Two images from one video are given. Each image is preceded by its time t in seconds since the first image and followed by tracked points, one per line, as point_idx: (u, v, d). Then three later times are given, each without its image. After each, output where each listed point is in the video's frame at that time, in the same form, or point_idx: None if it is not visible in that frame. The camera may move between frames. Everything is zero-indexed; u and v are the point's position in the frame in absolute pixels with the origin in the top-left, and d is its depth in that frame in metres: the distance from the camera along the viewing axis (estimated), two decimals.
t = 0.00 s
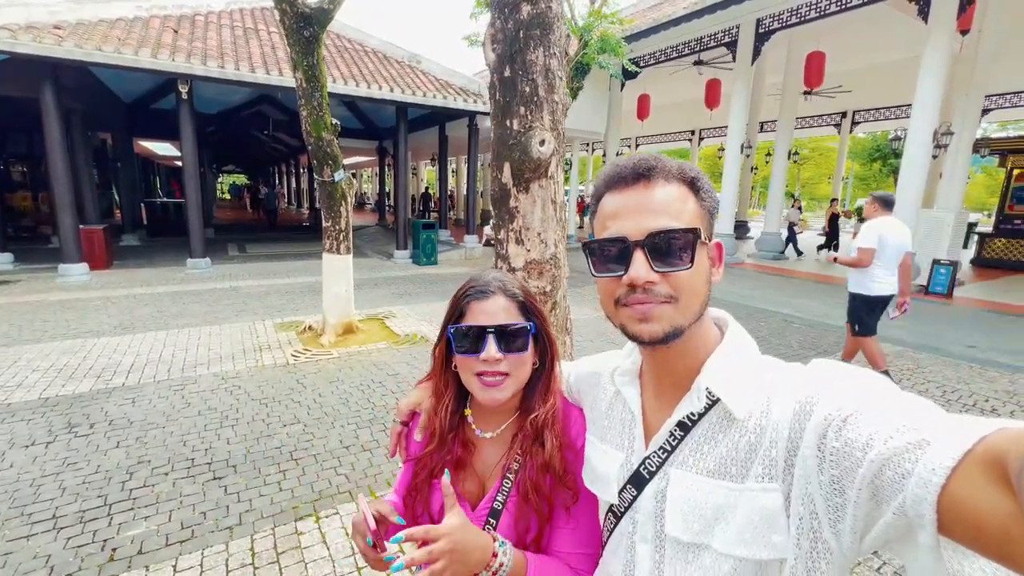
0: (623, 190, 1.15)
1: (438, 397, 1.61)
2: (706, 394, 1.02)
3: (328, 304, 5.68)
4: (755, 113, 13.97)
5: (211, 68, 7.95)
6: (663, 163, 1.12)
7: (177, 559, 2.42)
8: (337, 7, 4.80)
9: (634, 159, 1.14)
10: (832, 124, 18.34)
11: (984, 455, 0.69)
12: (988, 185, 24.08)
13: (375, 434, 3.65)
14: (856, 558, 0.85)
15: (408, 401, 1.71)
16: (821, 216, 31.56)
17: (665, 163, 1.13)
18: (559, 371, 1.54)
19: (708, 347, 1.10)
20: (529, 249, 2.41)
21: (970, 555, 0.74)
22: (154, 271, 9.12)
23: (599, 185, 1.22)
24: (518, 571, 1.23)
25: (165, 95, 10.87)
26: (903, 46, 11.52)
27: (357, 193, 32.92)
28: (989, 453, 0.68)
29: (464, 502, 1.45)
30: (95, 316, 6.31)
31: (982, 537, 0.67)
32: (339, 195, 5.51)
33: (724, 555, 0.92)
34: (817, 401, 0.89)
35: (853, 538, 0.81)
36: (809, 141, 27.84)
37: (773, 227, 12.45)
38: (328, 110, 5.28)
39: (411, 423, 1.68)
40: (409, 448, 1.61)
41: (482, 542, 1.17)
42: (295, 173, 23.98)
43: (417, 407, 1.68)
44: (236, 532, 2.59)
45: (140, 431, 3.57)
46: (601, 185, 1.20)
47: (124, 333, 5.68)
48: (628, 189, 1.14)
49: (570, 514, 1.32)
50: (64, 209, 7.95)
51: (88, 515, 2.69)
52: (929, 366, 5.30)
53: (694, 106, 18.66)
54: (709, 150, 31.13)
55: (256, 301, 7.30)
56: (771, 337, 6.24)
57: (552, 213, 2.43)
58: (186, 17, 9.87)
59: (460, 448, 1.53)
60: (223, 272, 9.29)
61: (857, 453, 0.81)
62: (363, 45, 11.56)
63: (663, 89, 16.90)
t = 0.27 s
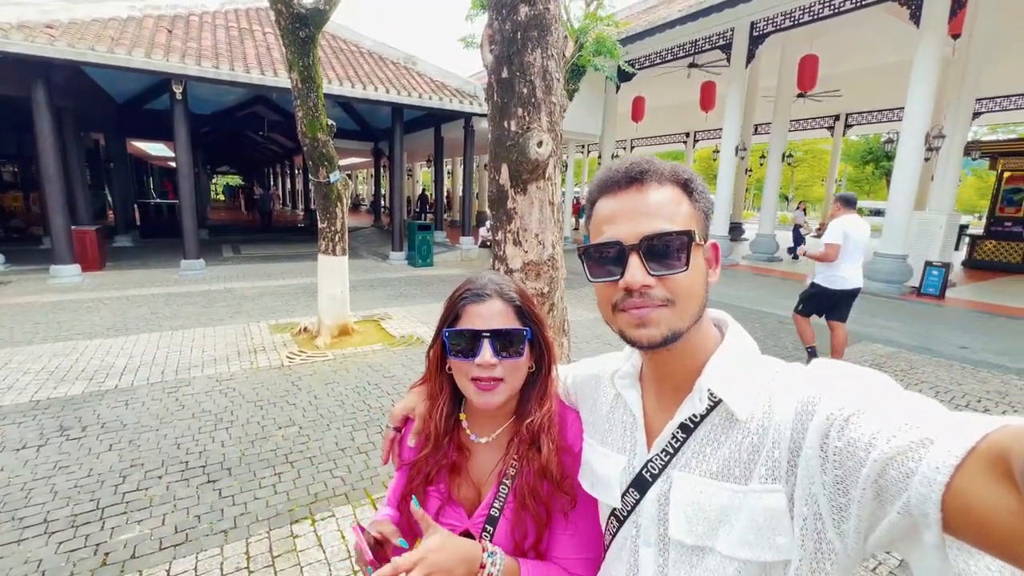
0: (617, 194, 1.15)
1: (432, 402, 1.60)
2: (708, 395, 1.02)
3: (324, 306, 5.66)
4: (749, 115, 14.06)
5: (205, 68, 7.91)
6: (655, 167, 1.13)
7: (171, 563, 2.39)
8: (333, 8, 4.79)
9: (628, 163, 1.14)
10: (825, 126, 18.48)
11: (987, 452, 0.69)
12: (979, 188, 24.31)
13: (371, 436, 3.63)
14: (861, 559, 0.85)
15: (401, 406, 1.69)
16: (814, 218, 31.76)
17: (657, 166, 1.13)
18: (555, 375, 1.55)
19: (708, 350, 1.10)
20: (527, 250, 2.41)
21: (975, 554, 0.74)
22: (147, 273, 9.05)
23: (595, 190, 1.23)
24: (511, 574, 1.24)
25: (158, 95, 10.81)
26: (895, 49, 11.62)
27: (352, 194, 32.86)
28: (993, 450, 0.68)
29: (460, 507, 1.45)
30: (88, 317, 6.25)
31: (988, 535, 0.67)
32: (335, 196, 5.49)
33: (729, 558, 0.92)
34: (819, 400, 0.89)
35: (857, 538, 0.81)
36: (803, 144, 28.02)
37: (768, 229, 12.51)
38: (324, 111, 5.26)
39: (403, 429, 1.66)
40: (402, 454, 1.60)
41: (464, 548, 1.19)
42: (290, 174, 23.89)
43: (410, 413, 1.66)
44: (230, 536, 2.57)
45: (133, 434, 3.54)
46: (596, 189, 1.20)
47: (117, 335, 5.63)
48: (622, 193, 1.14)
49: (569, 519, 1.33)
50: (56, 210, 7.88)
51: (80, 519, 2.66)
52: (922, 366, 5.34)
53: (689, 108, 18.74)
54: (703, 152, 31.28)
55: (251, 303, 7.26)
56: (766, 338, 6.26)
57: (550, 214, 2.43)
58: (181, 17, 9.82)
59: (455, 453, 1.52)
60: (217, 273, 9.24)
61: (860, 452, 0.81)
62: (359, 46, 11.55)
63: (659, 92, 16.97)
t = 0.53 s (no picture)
0: (609, 198, 1.16)
1: (420, 405, 1.60)
2: (701, 399, 1.02)
3: (318, 308, 5.63)
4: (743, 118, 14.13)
5: (199, 69, 7.86)
6: (647, 171, 1.14)
7: (161, 569, 2.37)
8: (327, 9, 4.77)
9: (620, 167, 1.15)
10: (818, 129, 18.60)
11: (976, 454, 0.69)
12: (970, 190, 24.54)
13: (365, 439, 3.62)
14: (854, 562, 0.85)
15: (391, 410, 1.69)
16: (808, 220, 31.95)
17: (648, 171, 1.14)
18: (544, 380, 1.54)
19: (700, 353, 1.10)
20: (521, 253, 2.41)
21: (967, 555, 0.74)
22: (140, 275, 8.99)
23: (588, 194, 1.23)
24: None
25: (151, 96, 10.74)
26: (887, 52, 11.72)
27: (347, 196, 32.76)
28: (983, 451, 0.68)
29: (447, 512, 1.44)
30: (79, 320, 6.20)
31: (978, 536, 0.67)
32: (329, 198, 5.47)
33: (723, 562, 0.92)
34: (812, 402, 0.89)
35: (850, 541, 0.81)
36: (796, 147, 28.22)
37: (761, 231, 12.57)
38: (318, 112, 5.24)
39: (392, 432, 1.66)
40: (391, 458, 1.60)
41: (445, 554, 1.21)
42: (285, 176, 23.80)
43: (400, 416, 1.66)
44: (223, 540, 2.55)
45: (124, 437, 3.51)
46: (590, 193, 1.21)
47: (108, 337, 5.58)
48: (613, 197, 1.15)
49: (554, 526, 1.32)
50: (47, 212, 7.81)
51: (69, 524, 2.63)
52: (914, 367, 5.37)
53: (684, 110, 18.80)
54: (698, 154, 31.42)
55: (244, 305, 7.22)
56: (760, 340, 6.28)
57: (544, 217, 2.43)
58: (174, 18, 9.77)
59: (443, 457, 1.52)
60: (210, 275, 9.18)
61: (852, 455, 0.81)
62: (353, 47, 11.53)
63: (653, 94, 17.03)
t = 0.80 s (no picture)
0: (606, 199, 1.16)
1: (409, 406, 1.60)
2: (688, 402, 1.02)
3: (312, 310, 5.61)
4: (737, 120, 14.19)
5: (192, 70, 7.83)
6: (645, 175, 1.13)
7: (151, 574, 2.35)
8: (321, 11, 4.77)
9: (619, 169, 1.15)
10: (811, 131, 18.73)
11: (957, 458, 0.69)
12: (962, 192, 24.72)
13: (358, 442, 3.60)
14: (838, 564, 0.85)
15: (383, 410, 1.70)
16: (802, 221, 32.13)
17: (647, 174, 1.14)
18: (532, 383, 1.54)
19: (688, 356, 1.10)
20: (513, 256, 2.41)
21: (949, 557, 0.75)
22: (132, 277, 8.93)
23: (587, 194, 1.24)
24: None
25: (144, 97, 10.68)
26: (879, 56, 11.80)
27: (343, 198, 32.69)
28: (962, 457, 0.69)
29: (433, 514, 1.44)
30: (71, 322, 6.16)
31: (957, 540, 0.68)
32: (323, 200, 5.45)
33: (710, 564, 0.92)
34: (797, 406, 0.90)
35: (834, 542, 0.82)
36: (790, 149, 28.37)
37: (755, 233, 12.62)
38: (312, 114, 5.23)
39: (383, 432, 1.67)
40: (381, 458, 1.61)
41: (431, 559, 1.25)
42: (279, 177, 23.73)
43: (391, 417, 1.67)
44: (213, 545, 2.53)
45: (115, 441, 3.48)
46: (589, 193, 1.21)
47: (100, 340, 5.54)
48: (609, 199, 1.15)
49: (536, 531, 1.31)
50: (38, 214, 7.76)
51: (58, 529, 2.61)
52: (905, 368, 5.41)
53: (678, 112, 18.88)
54: (693, 156, 31.54)
55: (238, 307, 7.19)
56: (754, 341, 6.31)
57: (536, 219, 2.43)
58: (168, 19, 9.73)
59: (430, 459, 1.52)
60: (203, 277, 9.14)
61: (836, 457, 0.81)
62: (348, 49, 11.51)
63: (648, 96, 17.10)
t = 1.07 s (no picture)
0: (600, 216, 1.14)
1: (406, 407, 1.60)
2: (686, 406, 1.01)
3: (307, 313, 5.59)
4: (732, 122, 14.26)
5: (187, 71, 7.79)
6: (639, 190, 1.10)
7: None
8: (316, 12, 4.76)
9: (613, 185, 1.12)
10: (805, 133, 18.84)
11: (952, 462, 0.69)
12: (954, 194, 24.93)
13: (354, 445, 3.59)
14: (836, 568, 0.85)
15: (381, 409, 1.71)
16: (797, 223, 32.32)
17: (640, 189, 1.11)
18: (528, 388, 1.53)
19: (688, 363, 1.10)
20: (508, 259, 2.41)
21: (946, 562, 0.75)
22: (126, 279, 8.87)
23: (579, 206, 1.21)
24: None
25: (138, 99, 10.62)
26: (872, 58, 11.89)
27: (338, 199, 32.62)
28: (960, 459, 0.69)
29: (426, 517, 1.44)
30: (63, 325, 6.10)
31: (954, 544, 0.68)
32: (318, 202, 5.44)
33: (707, 569, 0.92)
34: (794, 410, 0.90)
35: (832, 547, 0.81)
36: (784, 151, 28.54)
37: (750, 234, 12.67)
38: (307, 116, 5.21)
39: (381, 432, 1.67)
40: (378, 458, 1.61)
41: (432, 568, 1.25)
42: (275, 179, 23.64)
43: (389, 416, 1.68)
44: (207, 550, 2.51)
45: (107, 445, 3.45)
46: (581, 207, 1.18)
47: (93, 343, 5.50)
48: (603, 217, 1.13)
49: (530, 537, 1.30)
50: (31, 215, 7.69)
51: (49, 535, 2.58)
52: (899, 369, 5.44)
53: (674, 114, 18.95)
54: (688, 158, 31.67)
55: (232, 309, 7.15)
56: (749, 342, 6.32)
57: (532, 222, 2.43)
58: (162, 20, 9.68)
59: (424, 461, 1.51)
60: (198, 279, 9.09)
61: (833, 462, 0.81)
62: (344, 50, 11.50)
63: (643, 98, 17.15)
